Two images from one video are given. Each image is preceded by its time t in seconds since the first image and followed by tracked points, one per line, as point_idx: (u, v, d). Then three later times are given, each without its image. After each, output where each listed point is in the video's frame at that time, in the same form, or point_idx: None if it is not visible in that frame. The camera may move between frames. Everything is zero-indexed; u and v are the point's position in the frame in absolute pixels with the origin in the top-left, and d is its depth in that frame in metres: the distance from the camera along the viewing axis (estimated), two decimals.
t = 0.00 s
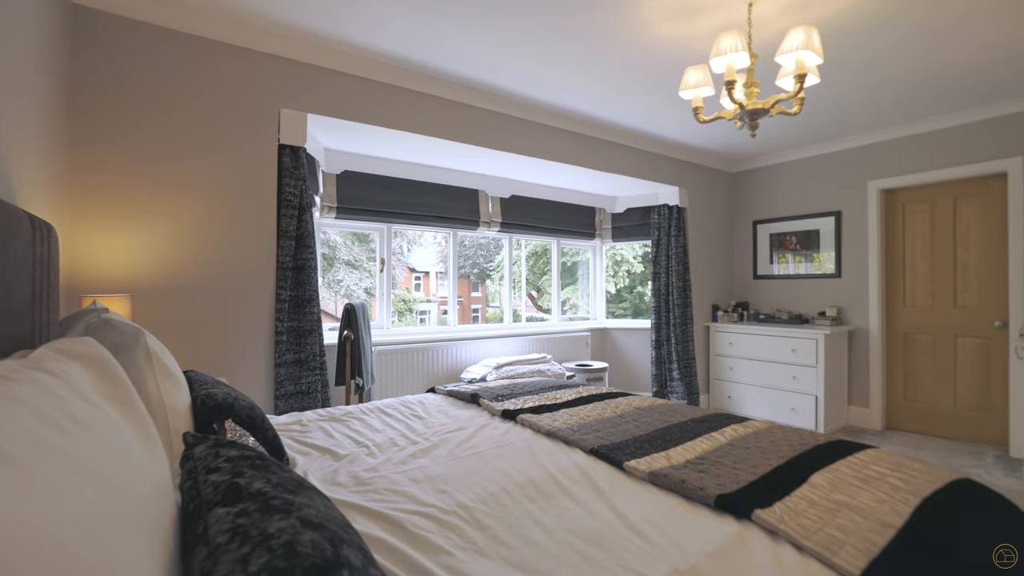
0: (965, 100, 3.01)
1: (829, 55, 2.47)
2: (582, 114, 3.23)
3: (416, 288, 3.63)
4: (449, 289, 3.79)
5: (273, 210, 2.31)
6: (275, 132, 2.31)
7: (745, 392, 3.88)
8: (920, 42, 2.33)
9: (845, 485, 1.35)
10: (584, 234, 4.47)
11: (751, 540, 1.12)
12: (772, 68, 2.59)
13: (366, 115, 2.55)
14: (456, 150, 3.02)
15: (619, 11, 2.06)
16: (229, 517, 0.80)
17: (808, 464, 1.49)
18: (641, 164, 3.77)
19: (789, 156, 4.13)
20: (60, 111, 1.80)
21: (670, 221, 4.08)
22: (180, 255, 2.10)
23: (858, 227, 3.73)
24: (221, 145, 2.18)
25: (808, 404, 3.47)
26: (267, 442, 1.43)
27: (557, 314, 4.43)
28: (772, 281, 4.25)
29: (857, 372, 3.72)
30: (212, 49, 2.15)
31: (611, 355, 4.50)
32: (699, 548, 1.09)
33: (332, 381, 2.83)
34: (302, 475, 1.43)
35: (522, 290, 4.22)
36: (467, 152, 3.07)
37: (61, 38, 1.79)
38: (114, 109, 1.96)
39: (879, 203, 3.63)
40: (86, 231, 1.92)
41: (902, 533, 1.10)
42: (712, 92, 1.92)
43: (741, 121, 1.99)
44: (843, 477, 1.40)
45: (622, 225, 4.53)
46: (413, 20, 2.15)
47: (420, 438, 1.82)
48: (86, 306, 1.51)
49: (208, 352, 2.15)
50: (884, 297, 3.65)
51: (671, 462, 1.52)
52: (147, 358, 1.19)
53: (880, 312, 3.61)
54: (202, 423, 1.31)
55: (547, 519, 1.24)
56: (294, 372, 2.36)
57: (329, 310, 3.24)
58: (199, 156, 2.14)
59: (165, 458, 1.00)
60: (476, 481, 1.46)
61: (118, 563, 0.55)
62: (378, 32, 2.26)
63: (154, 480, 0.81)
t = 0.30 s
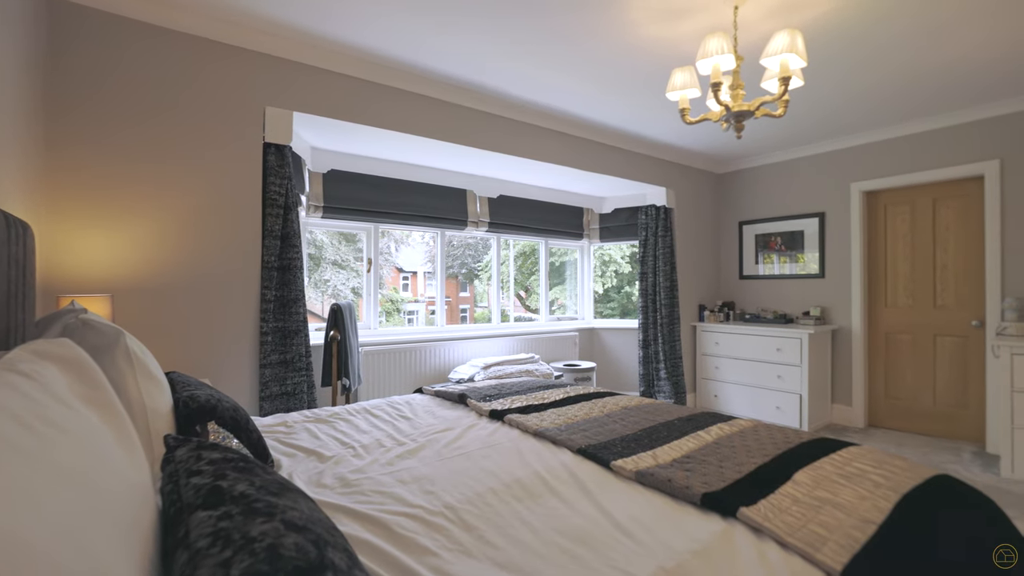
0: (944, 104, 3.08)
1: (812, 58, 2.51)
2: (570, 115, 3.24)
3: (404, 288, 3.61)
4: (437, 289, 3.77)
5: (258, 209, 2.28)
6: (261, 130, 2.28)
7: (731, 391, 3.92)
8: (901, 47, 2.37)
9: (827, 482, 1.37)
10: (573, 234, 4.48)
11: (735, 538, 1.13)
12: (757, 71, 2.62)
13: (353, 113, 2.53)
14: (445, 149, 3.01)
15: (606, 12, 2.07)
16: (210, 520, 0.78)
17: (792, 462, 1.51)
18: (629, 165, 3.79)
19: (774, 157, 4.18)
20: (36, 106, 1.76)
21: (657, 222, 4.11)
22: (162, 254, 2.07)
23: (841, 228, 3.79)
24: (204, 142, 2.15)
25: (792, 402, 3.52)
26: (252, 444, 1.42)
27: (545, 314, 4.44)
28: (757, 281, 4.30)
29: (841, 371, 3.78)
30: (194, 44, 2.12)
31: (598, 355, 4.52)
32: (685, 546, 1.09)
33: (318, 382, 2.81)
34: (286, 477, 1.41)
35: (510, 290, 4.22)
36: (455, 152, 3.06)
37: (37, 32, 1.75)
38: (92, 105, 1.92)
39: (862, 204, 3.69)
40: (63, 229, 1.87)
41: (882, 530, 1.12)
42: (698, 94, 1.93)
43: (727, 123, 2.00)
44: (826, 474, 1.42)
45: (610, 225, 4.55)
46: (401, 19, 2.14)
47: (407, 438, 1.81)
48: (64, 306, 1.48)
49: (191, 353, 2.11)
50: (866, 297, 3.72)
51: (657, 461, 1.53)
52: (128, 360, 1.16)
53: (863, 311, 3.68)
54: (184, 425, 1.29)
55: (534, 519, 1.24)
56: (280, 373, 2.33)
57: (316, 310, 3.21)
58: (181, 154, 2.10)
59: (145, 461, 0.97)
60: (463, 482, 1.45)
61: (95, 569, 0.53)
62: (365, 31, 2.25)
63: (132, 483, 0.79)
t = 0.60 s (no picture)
0: (924, 108, 3.14)
1: (796, 62, 2.54)
2: (558, 115, 3.24)
3: (391, 288, 3.58)
4: (424, 289, 3.76)
5: (241, 208, 2.24)
6: (245, 127, 2.24)
7: (717, 390, 3.96)
8: (882, 52, 2.42)
9: (810, 479, 1.39)
10: (561, 234, 4.49)
11: (720, 535, 1.14)
12: (742, 73, 2.64)
13: (340, 112, 2.50)
14: (433, 148, 3.00)
15: (594, 12, 2.08)
16: (191, 524, 0.77)
17: (776, 460, 1.53)
18: (617, 165, 3.81)
19: (760, 159, 4.23)
20: (10, 101, 1.71)
21: (644, 222, 4.14)
22: (143, 253, 2.03)
23: (825, 229, 3.85)
24: (186, 140, 2.11)
25: (777, 401, 3.56)
26: (235, 446, 1.39)
27: (533, 314, 4.45)
28: (743, 281, 4.35)
29: (824, 369, 3.84)
30: (176, 39, 2.08)
31: (586, 355, 4.54)
32: (670, 544, 1.10)
33: (304, 383, 2.78)
34: (271, 479, 1.39)
35: (498, 290, 4.21)
36: (443, 151, 3.05)
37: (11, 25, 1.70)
38: (70, 101, 1.88)
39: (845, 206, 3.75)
40: (39, 228, 1.83)
41: (863, 526, 1.14)
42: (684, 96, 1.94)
43: (713, 124, 2.02)
44: (809, 471, 1.44)
45: (597, 225, 4.57)
46: (387, 17, 2.12)
47: (394, 439, 1.80)
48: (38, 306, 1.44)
49: (173, 354, 2.08)
50: (849, 297, 3.78)
51: (644, 460, 1.54)
52: (106, 361, 1.13)
53: (845, 311, 3.74)
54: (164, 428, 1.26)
55: (521, 519, 1.24)
56: (265, 374, 2.30)
57: (301, 310, 3.18)
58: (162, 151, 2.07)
59: (124, 464, 0.95)
60: (450, 483, 1.44)
61: None
62: (351, 29, 2.22)
63: (111, 488, 0.77)
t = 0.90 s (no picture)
0: (903, 112, 3.21)
1: (780, 65, 2.58)
2: (545, 115, 3.25)
3: (377, 288, 3.56)
4: (411, 289, 3.74)
5: (224, 207, 2.21)
6: (228, 125, 2.21)
7: (702, 389, 4.00)
8: (863, 56, 2.47)
9: (793, 476, 1.41)
10: (548, 234, 4.50)
11: (705, 533, 1.15)
12: (727, 75, 2.68)
13: (326, 111, 2.48)
14: (420, 148, 2.98)
15: (581, 14, 2.08)
16: (169, 529, 0.75)
17: (760, 458, 1.55)
18: (603, 166, 3.83)
19: (744, 160, 4.28)
20: None
21: (630, 223, 4.16)
22: (121, 253, 1.98)
23: (807, 230, 3.91)
24: (166, 137, 2.07)
25: (761, 399, 3.61)
26: (217, 449, 1.37)
27: (520, 314, 4.45)
28: (727, 282, 4.40)
29: (806, 368, 3.90)
30: (157, 34, 2.04)
31: (573, 355, 4.55)
32: (655, 542, 1.11)
33: (288, 384, 2.75)
34: (253, 482, 1.37)
35: (485, 290, 4.21)
36: (430, 151, 3.04)
37: None
38: (44, 95, 1.83)
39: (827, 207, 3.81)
40: (13, 226, 1.78)
41: (843, 522, 1.15)
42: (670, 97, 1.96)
43: (698, 126, 2.03)
44: (792, 469, 1.46)
45: (584, 226, 4.58)
46: (374, 16, 2.10)
47: (379, 440, 1.78)
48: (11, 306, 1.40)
49: (152, 355, 2.04)
50: (831, 297, 3.84)
51: (629, 459, 1.55)
52: (82, 363, 1.10)
53: (827, 310, 3.80)
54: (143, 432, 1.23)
55: (507, 519, 1.24)
56: (248, 375, 2.27)
57: (285, 311, 3.14)
58: (141, 148, 2.02)
59: (100, 468, 0.93)
60: (436, 483, 1.44)
61: None
62: (338, 27, 2.21)
63: (86, 493, 0.75)
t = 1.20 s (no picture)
0: (884, 115, 3.27)
1: (765, 69, 2.61)
2: (533, 115, 3.26)
3: (364, 288, 3.53)
4: (398, 290, 3.71)
5: (207, 205, 2.17)
6: (211, 122, 2.17)
7: (688, 388, 4.03)
8: (846, 60, 2.51)
9: (777, 474, 1.43)
10: (536, 234, 4.51)
11: (690, 531, 1.16)
12: (712, 77, 2.70)
13: (312, 109, 2.46)
14: (407, 147, 2.97)
15: (568, 14, 2.08)
16: (148, 534, 0.73)
17: (744, 456, 1.56)
18: (591, 166, 3.84)
19: (730, 162, 4.33)
20: None
21: (617, 223, 4.18)
22: (100, 252, 1.94)
23: (791, 232, 3.97)
24: (146, 133, 2.03)
25: (746, 398, 3.66)
26: (199, 452, 1.35)
27: (508, 314, 4.44)
28: (713, 282, 4.45)
29: (790, 367, 3.96)
30: (136, 29, 1.99)
31: (561, 355, 4.57)
32: (642, 541, 1.11)
33: (273, 386, 2.72)
34: (236, 485, 1.35)
35: (472, 290, 4.20)
36: (418, 150, 3.03)
37: None
38: (19, 91, 1.78)
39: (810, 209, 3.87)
40: None
41: (825, 520, 1.17)
42: (656, 99, 1.97)
43: (684, 128, 2.04)
44: (776, 467, 1.48)
45: (571, 226, 4.60)
46: (360, 14, 2.09)
47: (365, 442, 1.77)
48: None
49: (133, 357, 2.00)
50: (814, 297, 3.90)
51: (616, 458, 1.55)
52: (59, 365, 1.08)
53: (810, 310, 3.86)
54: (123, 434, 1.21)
55: (494, 520, 1.23)
56: (231, 377, 2.24)
57: (270, 311, 3.10)
58: (121, 145, 1.98)
59: (76, 472, 0.90)
60: (422, 485, 1.43)
61: None
62: (323, 25, 2.19)
63: (60, 497, 0.73)
